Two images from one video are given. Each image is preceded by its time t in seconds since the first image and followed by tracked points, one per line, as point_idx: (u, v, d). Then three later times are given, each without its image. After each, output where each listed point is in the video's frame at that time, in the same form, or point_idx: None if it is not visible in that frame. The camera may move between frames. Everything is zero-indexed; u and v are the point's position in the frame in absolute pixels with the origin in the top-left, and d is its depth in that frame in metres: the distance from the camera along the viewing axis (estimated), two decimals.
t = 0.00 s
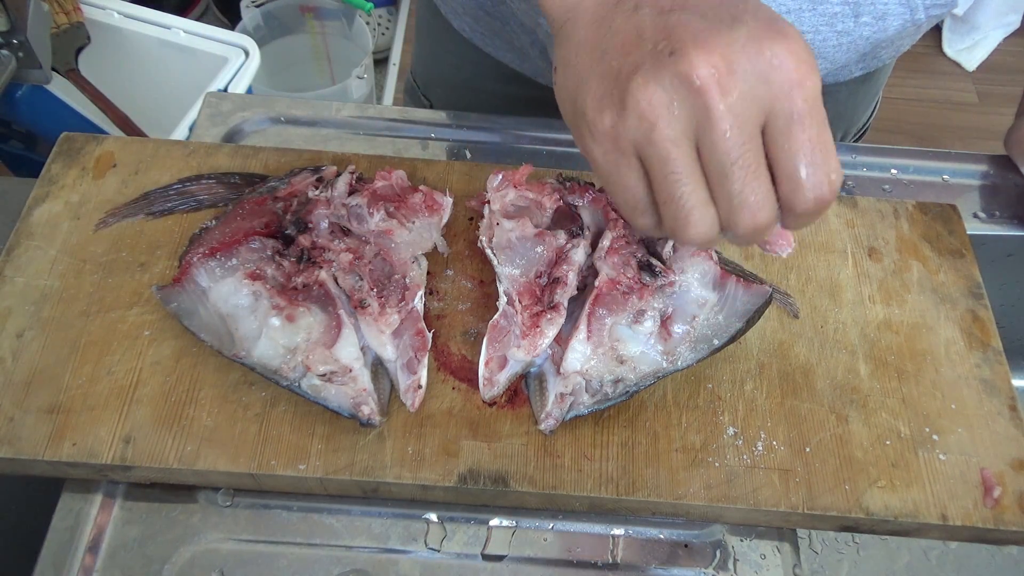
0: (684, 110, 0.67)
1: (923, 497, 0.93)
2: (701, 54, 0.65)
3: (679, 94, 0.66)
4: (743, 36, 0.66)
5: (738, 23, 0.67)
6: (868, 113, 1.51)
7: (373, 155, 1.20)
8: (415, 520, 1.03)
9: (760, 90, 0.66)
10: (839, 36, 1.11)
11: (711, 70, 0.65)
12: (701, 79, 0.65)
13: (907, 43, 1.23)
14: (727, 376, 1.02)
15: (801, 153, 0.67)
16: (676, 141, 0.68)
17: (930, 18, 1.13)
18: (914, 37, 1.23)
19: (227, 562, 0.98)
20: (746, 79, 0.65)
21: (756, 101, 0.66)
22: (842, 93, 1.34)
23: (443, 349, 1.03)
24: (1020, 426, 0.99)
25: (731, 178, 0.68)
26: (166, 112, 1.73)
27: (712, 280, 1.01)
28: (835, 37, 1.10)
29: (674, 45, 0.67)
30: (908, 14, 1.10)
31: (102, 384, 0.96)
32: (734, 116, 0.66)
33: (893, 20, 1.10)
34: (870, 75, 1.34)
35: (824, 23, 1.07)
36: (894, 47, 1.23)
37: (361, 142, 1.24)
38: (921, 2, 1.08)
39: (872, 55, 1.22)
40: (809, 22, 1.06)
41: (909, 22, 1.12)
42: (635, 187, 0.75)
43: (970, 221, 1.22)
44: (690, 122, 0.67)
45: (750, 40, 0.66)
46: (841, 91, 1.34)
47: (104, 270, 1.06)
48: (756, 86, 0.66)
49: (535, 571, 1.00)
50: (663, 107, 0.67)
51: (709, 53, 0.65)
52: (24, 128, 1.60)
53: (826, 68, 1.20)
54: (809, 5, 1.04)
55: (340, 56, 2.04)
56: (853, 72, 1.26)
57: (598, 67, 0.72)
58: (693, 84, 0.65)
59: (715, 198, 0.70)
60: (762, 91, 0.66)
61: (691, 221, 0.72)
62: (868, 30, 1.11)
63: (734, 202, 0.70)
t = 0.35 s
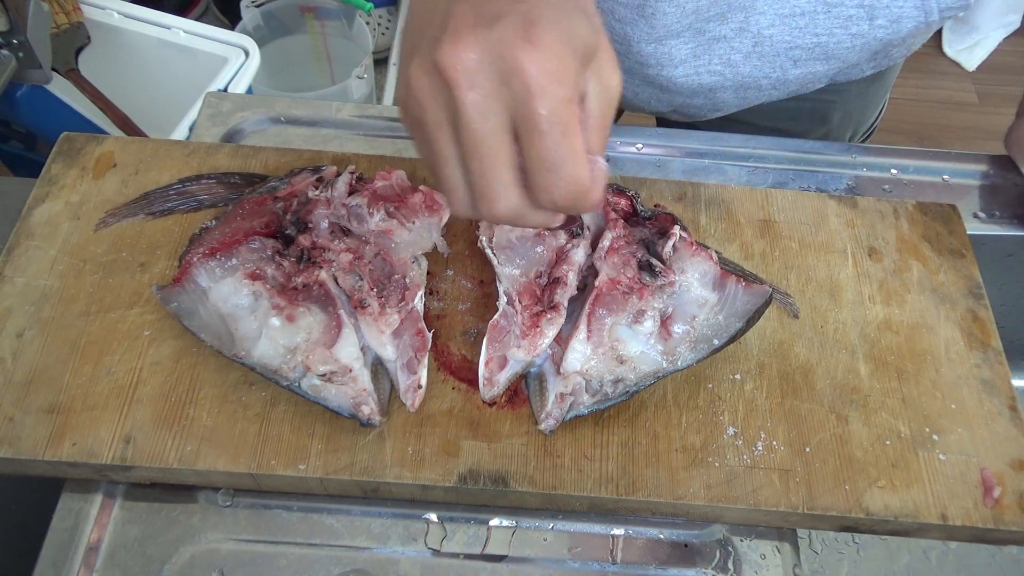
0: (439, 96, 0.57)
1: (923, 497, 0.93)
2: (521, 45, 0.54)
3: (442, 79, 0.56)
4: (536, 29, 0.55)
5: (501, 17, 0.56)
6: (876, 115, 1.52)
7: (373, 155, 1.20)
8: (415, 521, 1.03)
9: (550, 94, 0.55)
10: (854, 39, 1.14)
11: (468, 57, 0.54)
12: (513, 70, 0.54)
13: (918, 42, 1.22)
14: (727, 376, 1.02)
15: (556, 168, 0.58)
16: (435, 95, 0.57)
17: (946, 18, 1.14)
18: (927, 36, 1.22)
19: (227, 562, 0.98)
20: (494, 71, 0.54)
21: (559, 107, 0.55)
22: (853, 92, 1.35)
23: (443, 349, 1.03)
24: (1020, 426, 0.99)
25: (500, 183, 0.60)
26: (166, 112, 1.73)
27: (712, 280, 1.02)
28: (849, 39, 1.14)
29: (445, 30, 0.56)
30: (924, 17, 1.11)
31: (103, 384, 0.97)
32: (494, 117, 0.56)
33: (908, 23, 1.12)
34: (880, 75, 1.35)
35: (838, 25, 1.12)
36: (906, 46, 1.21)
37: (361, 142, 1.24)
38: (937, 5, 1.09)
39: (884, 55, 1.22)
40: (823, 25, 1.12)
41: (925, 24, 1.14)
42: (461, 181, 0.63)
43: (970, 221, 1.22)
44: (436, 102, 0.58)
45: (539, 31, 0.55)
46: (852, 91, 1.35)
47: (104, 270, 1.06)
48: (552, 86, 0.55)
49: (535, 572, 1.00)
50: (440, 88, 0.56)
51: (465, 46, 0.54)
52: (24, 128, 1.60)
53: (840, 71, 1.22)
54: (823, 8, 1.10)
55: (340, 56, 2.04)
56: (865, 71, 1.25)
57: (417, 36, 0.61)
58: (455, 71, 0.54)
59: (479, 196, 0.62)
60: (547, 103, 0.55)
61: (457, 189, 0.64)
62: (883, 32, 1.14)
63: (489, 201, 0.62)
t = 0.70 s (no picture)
0: (575, 111, 0.64)
1: (923, 497, 0.93)
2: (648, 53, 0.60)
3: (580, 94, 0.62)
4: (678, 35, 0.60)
5: (619, 31, 0.61)
6: (879, 114, 1.52)
7: (373, 155, 1.20)
8: (415, 520, 1.03)
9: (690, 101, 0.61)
10: (855, 40, 1.14)
11: (614, 71, 0.60)
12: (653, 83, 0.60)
13: (920, 43, 1.22)
14: (727, 376, 1.02)
15: (688, 170, 0.66)
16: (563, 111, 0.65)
17: (947, 19, 1.14)
18: (930, 37, 1.22)
19: (227, 562, 0.98)
20: (636, 82, 0.61)
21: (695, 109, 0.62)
22: (854, 94, 1.36)
23: (443, 349, 1.03)
24: (1020, 426, 0.99)
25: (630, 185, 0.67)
26: (166, 112, 1.73)
27: (712, 280, 1.02)
28: (850, 40, 1.14)
29: (579, 36, 0.62)
30: (925, 18, 1.12)
31: (103, 384, 0.97)
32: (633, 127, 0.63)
33: (909, 23, 1.13)
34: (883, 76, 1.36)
35: (839, 26, 1.12)
36: (909, 47, 1.21)
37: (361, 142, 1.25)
38: (937, 5, 1.10)
39: (887, 56, 1.22)
40: (824, 25, 1.11)
41: (926, 24, 1.14)
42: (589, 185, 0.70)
43: (970, 221, 1.22)
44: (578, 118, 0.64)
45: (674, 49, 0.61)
46: (854, 91, 1.36)
47: (104, 270, 1.06)
48: (691, 92, 0.61)
49: (535, 572, 1.00)
50: (575, 101, 0.63)
51: (605, 60, 0.60)
52: (24, 127, 1.60)
53: (842, 70, 1.22)
54: (825, 8, 1.09)
55: (341, 56, 2.04)
56: (869, 71, 1.25)
57: (535, 42, 0.67)
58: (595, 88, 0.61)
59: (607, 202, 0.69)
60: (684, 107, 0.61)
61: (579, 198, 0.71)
62: (884, 33, 1.14)
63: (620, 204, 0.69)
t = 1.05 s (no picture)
0: (639, 109, 0.68)
1: (923, 497, 0.93)
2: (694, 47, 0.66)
3: (633, 91, 0.68)
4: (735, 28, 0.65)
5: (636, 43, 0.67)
6: (878, 115, 1.52)
7: (373, 155, 1.20)
8: (415, 520, 1.03)
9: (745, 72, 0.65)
10: (851, 42, 1.14)
11: (676, 65, 0.65)
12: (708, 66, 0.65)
13: (917, 46, 1.23)
14: (727, 376, 1.02)
15: (749, 157, 0.69)
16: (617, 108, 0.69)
17: (942, 23, 1.15)
18: (925, 40, 1.23)
19: (227, 562, 0.98)
20: (699, 77, 0.66)
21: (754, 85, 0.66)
22: (854, 95, 1.36)
23: (443, 349, 1.03)
24: (1020, 426, 0.99)
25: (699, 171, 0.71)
26: (166, 112, 1.73)
27: (713, 280, 1.01)
28: (846, 42, 1.14)
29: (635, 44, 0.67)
30: (921, 21, 1.13)
31: (102, 384, 0.97)
32: (690, 114, 0.67)
33: (904, 27, 1.13)
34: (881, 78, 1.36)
35: (836, 28, 1.11)
36: (905, 50, 1.22)
37: (361, 142, 1.25)
38: (934, 9, 1.10)
39: (885, 58, 1.23)
40: (821, 27, 1.11)
41: (921, 28, 1.14)
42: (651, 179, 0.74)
43: (970, 221, 1.22)
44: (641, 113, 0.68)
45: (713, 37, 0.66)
46: (853, 93, 1.36)
47: (104, 270, 1.06)
48: (747, 69, 0.65)
49: (535, 572, 1.00)
50: (631, 100, 0.68)
51: (665, 54, 0.65)
52: (23, 127, 1.60)
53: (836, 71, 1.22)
54: (821, 10, 1.09)
55: (340, 56, 2.04)
56: (864, 74, 1.26)
57: (575, 55, 0.72)
58: (650, 77, 0.66)
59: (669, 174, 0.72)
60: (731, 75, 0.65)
61: (643, 197, 0.75)
62: (879, 36, 1.14)
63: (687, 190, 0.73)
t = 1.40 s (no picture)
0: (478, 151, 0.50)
1: (923, 497, 0.93)
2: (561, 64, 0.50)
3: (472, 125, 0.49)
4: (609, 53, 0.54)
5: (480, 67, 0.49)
6: (878, 115, 1.52)
7: (374, 155, 1.20)
8: (415, 521, 1.03)
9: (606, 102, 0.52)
10: (852, 44, 1.14)
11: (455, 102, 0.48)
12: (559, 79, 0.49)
13: (920, 44, 1.21)
14: (727, 376, 1.02)
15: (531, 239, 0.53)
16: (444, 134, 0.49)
17: (945, 24, 1.13)
18: (928, 41, 1.21)
19: (227, 562, 0.98)
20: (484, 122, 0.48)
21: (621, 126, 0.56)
22: (854, 95, 1.35)
23: (443, 349, 1.03)
24: (1020, 426, 0.99)
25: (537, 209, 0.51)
26: (166, 112, 1.73)
27: (712, 280, 1.01)
28: (847, 44, 1.14)
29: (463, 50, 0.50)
30: (923, 23, 1.10)
31: (103, 384, 0.97)
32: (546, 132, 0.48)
33: (906, 29, 1.11)
34: (881, 78, 1.35)
35: (836, 30, 1.11)
36: (908, 50, 1.21)
37: (361, 142, 1.25)
38: (936, 12, 1.08)
39: (885, 58, 1.21)
40: (822, 29, 1.11)
41: (924, 29, 1.12)
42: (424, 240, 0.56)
43: (970, 221, 1.22)
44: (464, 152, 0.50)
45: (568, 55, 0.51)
46: (852, 94, 1.35)
47: (104, 270, 1.06)
48: (599, 76, 0.52)
49: (535, 571, 1.00)
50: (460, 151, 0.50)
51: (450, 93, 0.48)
52: (24, 127, 1.60)
53: (838, 72, 1.21)
54: (822, 12, 1.09)
55: (341, 56, 2.04)
56: (865, 74, 1.26)
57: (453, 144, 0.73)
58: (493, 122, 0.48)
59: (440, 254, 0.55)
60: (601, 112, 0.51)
61: (469, 276, 0.56)
62: (881, 38, 1.13)
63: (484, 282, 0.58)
